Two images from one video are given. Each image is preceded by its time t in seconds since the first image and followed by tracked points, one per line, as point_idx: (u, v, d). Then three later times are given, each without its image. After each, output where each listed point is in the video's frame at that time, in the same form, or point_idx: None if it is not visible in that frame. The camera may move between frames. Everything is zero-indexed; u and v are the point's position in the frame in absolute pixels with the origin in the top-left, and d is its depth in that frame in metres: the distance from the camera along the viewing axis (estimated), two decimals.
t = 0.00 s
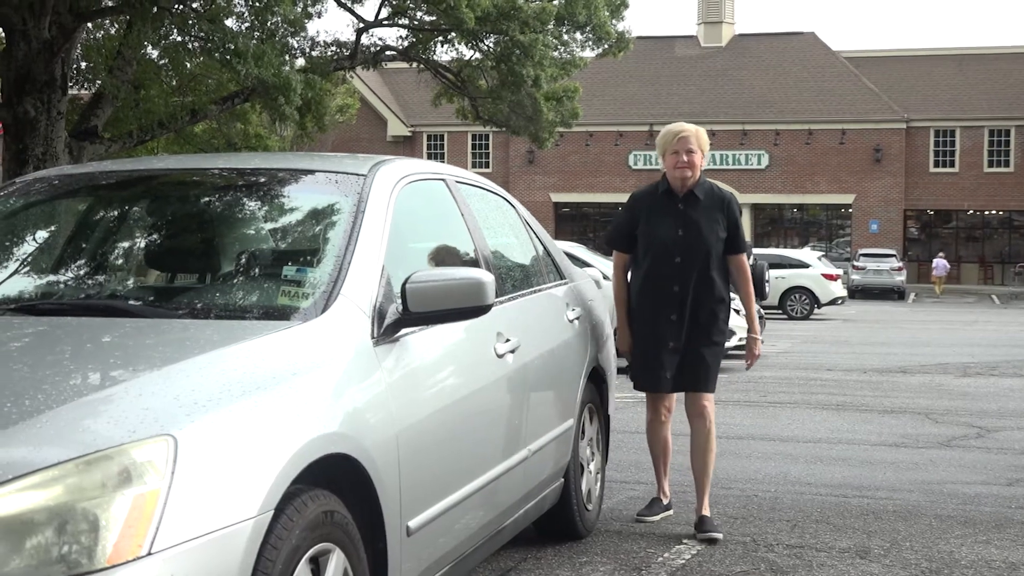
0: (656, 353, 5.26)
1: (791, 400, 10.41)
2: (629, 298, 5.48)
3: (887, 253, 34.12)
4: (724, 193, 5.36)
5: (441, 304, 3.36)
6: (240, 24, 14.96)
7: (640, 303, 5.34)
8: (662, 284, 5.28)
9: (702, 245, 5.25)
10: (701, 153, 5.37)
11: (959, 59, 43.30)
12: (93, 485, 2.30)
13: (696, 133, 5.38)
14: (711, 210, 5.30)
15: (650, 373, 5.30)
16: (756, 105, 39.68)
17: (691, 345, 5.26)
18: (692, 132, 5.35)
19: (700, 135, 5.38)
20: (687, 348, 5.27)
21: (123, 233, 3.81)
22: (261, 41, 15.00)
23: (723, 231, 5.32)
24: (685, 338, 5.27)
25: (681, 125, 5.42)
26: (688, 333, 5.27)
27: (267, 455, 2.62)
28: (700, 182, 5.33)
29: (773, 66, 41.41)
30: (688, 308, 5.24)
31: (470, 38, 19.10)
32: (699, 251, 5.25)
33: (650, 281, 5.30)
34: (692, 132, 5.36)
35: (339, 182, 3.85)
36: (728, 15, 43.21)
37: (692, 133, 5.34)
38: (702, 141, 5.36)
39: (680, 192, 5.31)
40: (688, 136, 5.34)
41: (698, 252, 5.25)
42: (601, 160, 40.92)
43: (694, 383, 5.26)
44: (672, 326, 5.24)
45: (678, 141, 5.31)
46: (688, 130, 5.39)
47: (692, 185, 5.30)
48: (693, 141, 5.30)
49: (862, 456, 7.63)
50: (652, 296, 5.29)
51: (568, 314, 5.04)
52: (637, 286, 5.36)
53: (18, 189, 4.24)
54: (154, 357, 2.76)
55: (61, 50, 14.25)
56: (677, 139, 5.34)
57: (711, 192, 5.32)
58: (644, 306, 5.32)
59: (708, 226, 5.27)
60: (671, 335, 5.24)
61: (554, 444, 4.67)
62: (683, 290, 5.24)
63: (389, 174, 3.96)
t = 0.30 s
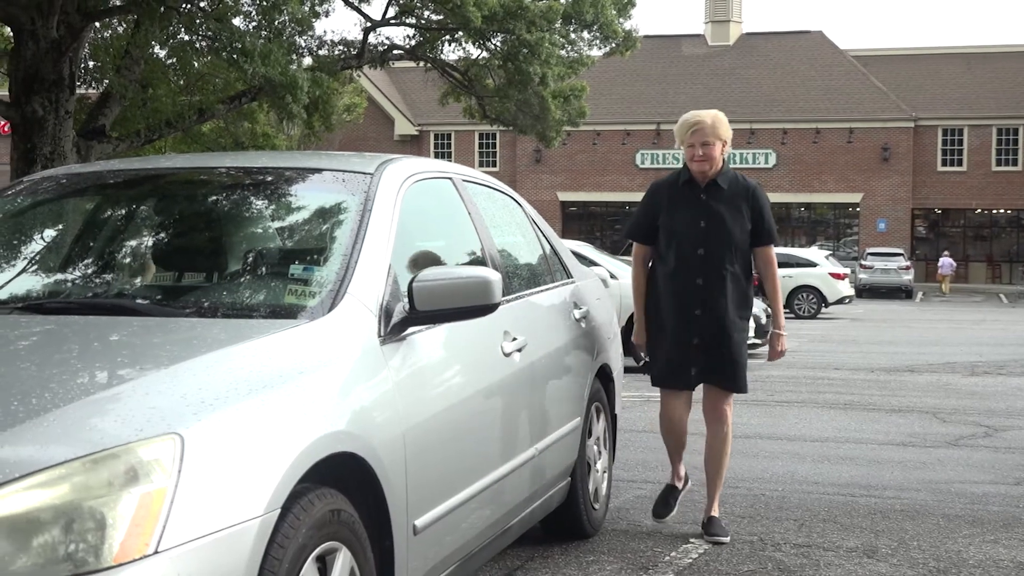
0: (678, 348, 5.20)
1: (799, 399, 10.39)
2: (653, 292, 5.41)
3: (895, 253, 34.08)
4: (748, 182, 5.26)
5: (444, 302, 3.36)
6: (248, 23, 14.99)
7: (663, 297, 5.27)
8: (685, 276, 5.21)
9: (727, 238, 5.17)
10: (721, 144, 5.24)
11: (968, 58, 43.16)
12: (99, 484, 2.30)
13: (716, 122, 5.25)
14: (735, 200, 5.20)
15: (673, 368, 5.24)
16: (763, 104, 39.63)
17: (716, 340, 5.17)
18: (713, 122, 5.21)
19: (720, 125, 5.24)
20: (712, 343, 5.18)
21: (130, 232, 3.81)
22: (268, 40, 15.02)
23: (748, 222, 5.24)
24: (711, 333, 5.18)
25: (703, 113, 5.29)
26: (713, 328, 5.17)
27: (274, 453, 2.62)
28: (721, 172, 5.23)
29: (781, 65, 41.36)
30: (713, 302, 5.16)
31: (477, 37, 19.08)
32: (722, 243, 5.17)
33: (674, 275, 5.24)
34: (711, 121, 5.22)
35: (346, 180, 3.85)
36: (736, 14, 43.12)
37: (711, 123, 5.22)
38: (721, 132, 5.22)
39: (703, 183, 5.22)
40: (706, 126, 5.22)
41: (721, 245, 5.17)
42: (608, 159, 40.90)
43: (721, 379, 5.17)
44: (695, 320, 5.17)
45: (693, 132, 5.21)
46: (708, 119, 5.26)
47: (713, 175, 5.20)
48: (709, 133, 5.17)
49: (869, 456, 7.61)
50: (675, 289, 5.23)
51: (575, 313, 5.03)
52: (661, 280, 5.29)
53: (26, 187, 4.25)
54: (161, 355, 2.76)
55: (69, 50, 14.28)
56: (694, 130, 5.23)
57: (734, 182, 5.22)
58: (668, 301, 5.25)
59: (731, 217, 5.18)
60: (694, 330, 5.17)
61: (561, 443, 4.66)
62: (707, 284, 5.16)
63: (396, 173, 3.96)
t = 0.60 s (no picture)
0: (673, 361, 4.99)
1: (804, 403, 10.37)
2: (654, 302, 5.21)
3: (901, 256, 34.06)
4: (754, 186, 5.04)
5: (445, 304, 3.34)
6: (254, 24, 15.01)
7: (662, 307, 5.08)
8: (684, 287, 5.02)
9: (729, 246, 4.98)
10: (721, 147, 5.03)
11: (975, 62, 43.07)
12: (102, 486, 2.30)
13: (713, 125, 5.04)
14: (737, 207, 4.99)
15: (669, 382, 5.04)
16: (769, 107, 39.60)
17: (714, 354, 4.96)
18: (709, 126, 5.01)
19: (717, 128, 5.03)
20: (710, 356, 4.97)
21: (136, 232, 3.81)
22: (275, 41, 15.03)
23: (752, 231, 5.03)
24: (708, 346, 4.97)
25: (701, 116, 5.10)
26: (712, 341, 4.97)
27: (277, 455, 2.61)
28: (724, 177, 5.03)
29: (787, 68, 41.33)
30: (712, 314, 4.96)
31: (483, 38, 19.07)
32: (723, 254, 4.97)
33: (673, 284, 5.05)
34: (708, 125, 5.02)
35: (352, 183, 3.84)
36: (742, 17, 43.06)
37: (706, 127, 5.02)
38: (719, 136, 5.01)
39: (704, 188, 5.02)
40: (702, 131, 5.02)
41: (722, 253, 4.98)
42: (613, 161, 40.91)
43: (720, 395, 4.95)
44: (693, 331, 4.98)
45: (689, 138, 5.02)
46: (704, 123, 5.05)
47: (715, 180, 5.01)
48: (704, 139, 4.98)
49: (874, 459, 7.59)
50: (674, 299, 5.04)
51: (580, 315, 5.03)
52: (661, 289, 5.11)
53: (32, 187, 4.26)
54: (165, 356, 2.76)
55: (75, 50, 14.30)
56: (690, 135, 5.04)
57: (737, 187, 5.01)
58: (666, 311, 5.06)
59: (733, 226, 4.99)
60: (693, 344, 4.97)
61: (564, 447, 4.64)
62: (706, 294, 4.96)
63: (401, 174, 3.96)
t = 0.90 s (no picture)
0: (650, 368, 4.66)
1: (811, 406, 10.36)
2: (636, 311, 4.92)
3: (908, 260, 33.98)
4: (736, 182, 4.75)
5: (453, 306, 3.35)
6: (263, 25, 15.03)
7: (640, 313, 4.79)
8: (660, 290, 4.74)
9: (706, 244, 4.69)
10: (701, 143, 4.76)
11: (983, 65, 42.95)
12: (111, 486, 2.30)
13: (694, 118, 4.77)
14: (715, 204, 4.71)
15: (647, 391, 4.68)
16: (777, 110, 39.57)
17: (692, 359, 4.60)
18: (689, 117, 4.76)
19: (698, 122, 4.76)
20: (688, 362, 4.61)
21: (145, 232, 3.82)
22: (284, 42, 15.05)
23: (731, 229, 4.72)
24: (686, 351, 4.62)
25: (682, 109, 4.84)
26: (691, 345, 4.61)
27: (284, 456, 2.62)
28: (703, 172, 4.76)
29: (795, 71, 41.29)
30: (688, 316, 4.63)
31: (491, 40, 19.10)
32: (699, 252, 4.69)
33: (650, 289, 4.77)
34: (688, 119, 4.76)
35: (360, 184, 3.84)
36: (751, 19, 43.00)
37: (685, 121, 4.75)
38: (699, 131, 4.74)
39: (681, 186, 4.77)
40: (681, 124, 4.76)
41: (699, 253, 4.70)
42: (621, 163, 40.91)
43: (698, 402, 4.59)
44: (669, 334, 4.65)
45: (667, 132, 4.77)
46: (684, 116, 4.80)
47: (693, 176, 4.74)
48: (681, 130, 4.73)
49: (882, 463, 7.57)
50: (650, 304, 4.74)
51: (587, 317, 5.02)
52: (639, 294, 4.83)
53: (41, 188, 4.27)
54: (174, 357, 2.76)
55: (84, 50, 14.33)
56: (668, 129, 4.78)
57: (717, 182, 4.72)
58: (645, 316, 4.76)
59: (711, 223, 4.70)
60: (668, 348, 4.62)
61: (571, 449, 4.63)
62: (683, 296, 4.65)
63: (410, 175, 3.96)
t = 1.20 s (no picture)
0: (617, 363, 4.54)
1: (819, 407, 10.34)
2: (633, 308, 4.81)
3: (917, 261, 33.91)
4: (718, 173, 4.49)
5: (463, 306, 3.35)
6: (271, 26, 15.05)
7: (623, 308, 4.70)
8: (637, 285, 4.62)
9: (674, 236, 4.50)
10: (688, 134, 4.54)
11: (992, 65, 42.83)
12: (121, 485, 2.31)
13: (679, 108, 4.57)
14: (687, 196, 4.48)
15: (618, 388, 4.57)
16: (785, 111, 39.52)
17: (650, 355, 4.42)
18: (669, 108, 4.56)
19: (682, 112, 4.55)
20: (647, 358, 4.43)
21: (153, 234, 3.83)
22: (291, 43, 15.07)
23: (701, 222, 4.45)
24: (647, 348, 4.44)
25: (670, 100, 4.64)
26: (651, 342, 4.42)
27: (292, 456, 2.62)
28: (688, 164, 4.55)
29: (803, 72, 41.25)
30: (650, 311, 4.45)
31: (499, 41, 19.11)
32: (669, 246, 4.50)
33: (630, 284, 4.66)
34: (671, 110, 4.55)
35: (369, 185, 3.84)
36: (759, 20, 42.93)
37: (667, 110, 4.56)
38: (681, 121, 4.52)
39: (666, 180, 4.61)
40: (663, 115, 4.56)
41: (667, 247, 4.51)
42: (629, 164, 40.91)
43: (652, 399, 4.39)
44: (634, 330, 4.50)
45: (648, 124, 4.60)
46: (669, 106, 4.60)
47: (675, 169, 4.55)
48: (659, 122, 4.55)
49: (891, 465, 7.55)
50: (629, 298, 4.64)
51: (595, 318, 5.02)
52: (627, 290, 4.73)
53: (50, 188, 4.28)
54: (183, 358, 2.77)
55: (93, 51, 14.38)
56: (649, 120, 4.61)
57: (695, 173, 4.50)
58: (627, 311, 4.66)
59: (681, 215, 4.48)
60: (631, 342, 4.47)
61: (578, 450, 4.62)
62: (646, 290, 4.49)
63: (418, 176, 3.96)
